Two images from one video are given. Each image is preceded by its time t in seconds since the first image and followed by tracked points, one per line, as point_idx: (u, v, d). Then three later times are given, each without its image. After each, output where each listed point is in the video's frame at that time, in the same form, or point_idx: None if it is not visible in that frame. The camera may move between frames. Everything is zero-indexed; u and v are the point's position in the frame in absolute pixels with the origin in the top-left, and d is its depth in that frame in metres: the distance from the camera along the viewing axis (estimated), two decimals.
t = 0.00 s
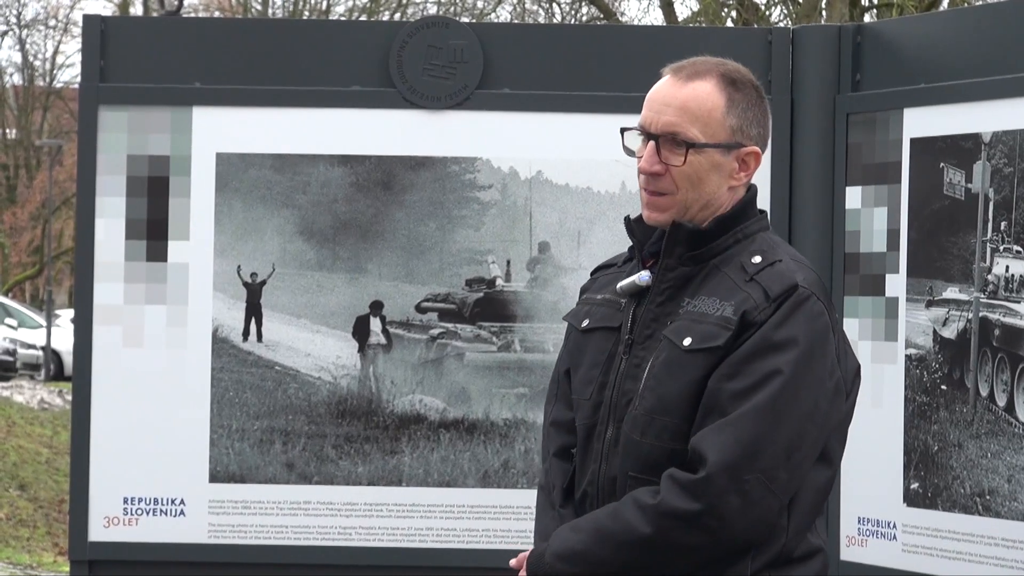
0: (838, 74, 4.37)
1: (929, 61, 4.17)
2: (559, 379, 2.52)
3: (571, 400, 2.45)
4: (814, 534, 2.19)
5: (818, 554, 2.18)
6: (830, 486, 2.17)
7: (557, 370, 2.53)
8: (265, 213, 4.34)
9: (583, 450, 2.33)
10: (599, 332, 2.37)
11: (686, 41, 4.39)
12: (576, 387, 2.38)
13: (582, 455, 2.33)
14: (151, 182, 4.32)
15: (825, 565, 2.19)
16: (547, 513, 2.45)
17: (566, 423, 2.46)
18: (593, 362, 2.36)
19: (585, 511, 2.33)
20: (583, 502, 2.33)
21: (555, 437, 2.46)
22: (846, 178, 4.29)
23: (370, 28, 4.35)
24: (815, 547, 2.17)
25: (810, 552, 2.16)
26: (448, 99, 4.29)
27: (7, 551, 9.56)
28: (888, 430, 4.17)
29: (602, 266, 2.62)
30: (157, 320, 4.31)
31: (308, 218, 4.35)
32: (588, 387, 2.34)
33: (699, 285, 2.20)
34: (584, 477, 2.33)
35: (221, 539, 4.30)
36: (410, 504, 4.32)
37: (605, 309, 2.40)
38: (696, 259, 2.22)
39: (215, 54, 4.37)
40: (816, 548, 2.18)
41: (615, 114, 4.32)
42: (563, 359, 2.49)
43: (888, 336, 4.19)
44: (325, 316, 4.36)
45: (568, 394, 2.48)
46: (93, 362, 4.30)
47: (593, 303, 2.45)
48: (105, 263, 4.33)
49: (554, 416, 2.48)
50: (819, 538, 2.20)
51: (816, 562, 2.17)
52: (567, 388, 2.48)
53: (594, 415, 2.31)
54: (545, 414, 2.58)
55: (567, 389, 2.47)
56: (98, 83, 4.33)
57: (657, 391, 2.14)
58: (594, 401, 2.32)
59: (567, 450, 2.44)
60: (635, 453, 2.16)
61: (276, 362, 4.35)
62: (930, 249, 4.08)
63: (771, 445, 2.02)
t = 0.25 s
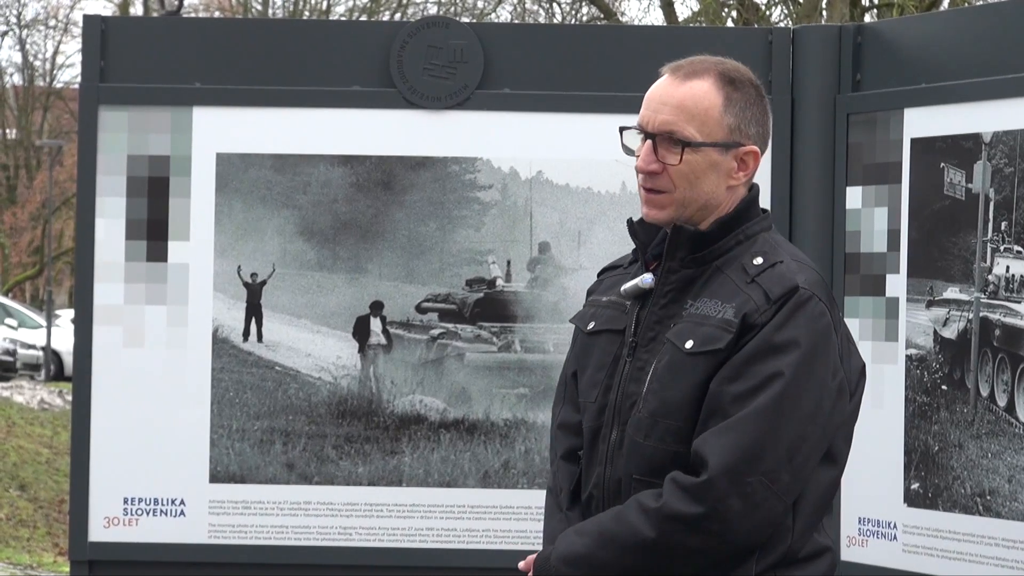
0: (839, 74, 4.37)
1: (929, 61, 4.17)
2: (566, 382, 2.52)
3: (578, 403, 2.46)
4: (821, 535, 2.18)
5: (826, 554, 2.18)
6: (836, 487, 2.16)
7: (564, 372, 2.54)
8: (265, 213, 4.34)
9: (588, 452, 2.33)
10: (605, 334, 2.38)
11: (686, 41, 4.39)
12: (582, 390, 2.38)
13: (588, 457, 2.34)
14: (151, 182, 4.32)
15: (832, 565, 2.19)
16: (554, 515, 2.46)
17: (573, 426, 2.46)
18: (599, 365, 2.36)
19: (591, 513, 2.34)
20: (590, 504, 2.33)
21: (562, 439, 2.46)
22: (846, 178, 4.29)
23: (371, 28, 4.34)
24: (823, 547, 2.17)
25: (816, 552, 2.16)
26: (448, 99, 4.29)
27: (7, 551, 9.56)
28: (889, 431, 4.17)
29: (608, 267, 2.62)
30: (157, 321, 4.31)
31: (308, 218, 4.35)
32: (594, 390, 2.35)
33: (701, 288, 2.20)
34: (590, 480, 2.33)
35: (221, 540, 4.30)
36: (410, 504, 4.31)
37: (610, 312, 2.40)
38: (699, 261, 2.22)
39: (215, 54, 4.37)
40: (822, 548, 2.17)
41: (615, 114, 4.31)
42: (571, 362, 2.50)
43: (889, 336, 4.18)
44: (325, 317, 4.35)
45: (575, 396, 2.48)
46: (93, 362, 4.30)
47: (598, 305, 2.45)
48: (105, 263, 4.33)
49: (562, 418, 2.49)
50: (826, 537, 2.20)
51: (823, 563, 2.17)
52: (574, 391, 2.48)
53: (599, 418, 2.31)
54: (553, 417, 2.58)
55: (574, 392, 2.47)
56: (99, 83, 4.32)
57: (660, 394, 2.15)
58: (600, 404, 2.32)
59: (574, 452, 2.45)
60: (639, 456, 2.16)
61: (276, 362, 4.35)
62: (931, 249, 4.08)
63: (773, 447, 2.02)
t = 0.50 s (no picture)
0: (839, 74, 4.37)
1: (929, 61, 4.17)
2: (575, 381, 2.53)
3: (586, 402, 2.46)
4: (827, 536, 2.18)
5: (833, 555, 2.17)
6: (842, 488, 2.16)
7: (573, 372, 2.54)
8: (265, 213, 4.34)
9: (595, 452, 2.34)
10: (613, 334, 2.38)
11: (686, 41, 4.38)
12: (590, 389, 2.39)
13: (594, 457, 2.34)
14: (151, 182, 4.32)
15: (839, 566, 2.18)
16: (561, 515, 2.46)
17: (580, 426, 2.46)
18: (607, 365, 2.36)
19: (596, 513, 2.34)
20: (596, 504, 2.34)
21: (570, 439, 2.46)
22: (847, 178, 4.28)
23: (370, 28, 4.34)
24: (830, 548, 2.16)
25: (822, 554, 2.15)
26: (448, 99, 4.29)
27: (7, 551, 9.56)
28: (889, 431, 4.17)
29: (618, 267, 2.62)
30: (157, 321, 4.31)
31: (308, 218, 4.35)
32: (601, 390, 2.35)
33: (709, 288, 2.20)
34: (596, 480, 2.33)
35: (221, 540, 4.30)
36: (410, 504, 4.31)
37: (619, 312, 2.40)
38: (707, 262, 2.22)
39: (216, 54, 4.37)
40: (828, 551, 2.17)
41: (615, 114, 4.31)
42: (579, 362, 2.50)
43: (889, 336, 4.18)
44: (325, 317, 4.35)
45: (583, 396, 2.48)
46: (94, 362, 4.30)
47: (607, 305, 2.45)
48: (106, 263, 4.33)
49: (569, 418, 2.49)
50: (832, 539, 2.19)
51: (830, 564, 2.16)
52: (583, 390, 2.48)
53: (606, 418, 2.32)
54: (561, 417, 2.58)
55: (583, 391, 2.48)
56: (99, 83, 4.32)
57: (667, 394, 2.15)
58: (607, 404, 2.32)
59: (581, 452, 2.45)
60: (645, 456, 2.17)
61: (276, 362, 4.35)
62: (931, 249, 4.07)
63: (777, 448, 2.02)
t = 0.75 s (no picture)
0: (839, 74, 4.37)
1: (929, 61, 4.17)
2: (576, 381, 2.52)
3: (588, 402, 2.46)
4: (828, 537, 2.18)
5: (834, 556, 2.17)
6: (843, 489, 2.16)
7: (575, 372, 2.54)
8: (265, 213, 4.34)
9: (596, 452, 2.34)
10: (615, 334, 2.38)
11: (687, 41, 4.39)
12: (592, 389, 2.39)
13: (596, 457, 2.34)
14: (151, 182, 4.32)
15: (839, 567, 2.18)
16: (562, 515, 2.46)
17: (582, 426, 2.46)
18: (609, 365, 2.36)
19: (598, 514, 2.34)
20: (597, 505, 2.34)
21: (572, 439, 2.46)
22: (847, 178, 4.28)
23: (371, 28, 4.34)
24: (830, 549, 2.17)
25: (823, 555, 2.15)
26: (448, 99, 4.29)
27: (7, 551, 9.56)
28: (889, 431, 4.17)
29: (620, 267, 2.62)
30: (157, 321, 4.31)
31: (308, 218, 4.35)
32: (603, 390, 2.35)
33: (711, 289, 2.20)
34: (597, 480, 2.33)
35: (221, 540, 4.30)
36: (410, 504, 4.31)
37: (621, 312, 2.40)
38: (709, 263, 2.22)
39: (216, 54, 4.37)
40: (829, 551, 2.17)
41: (615, 114, 4.31)
42: (581, 361, 2.50)
43: (889, 336, 4.18)
44: (325, 317, 4.35)
45: (585, 396, 2.48)
46: (94, 362, 4.30)
47: (609, 305, 2.45)
48: (106, 263, 4.32)
49: (571, 417, 2.49)
50: (832, 540, 2.20)
51: (830, 565, 2.16)
52: (584, 390, 2.48)
53: (608, 418, 2.32)
54: (563, 416, 2.58)
55: (584, 391, 2.48)
56: (99, 83, 4.32)
57: (668, 395, 2.15)
58: (609, 404, 2.32)
59: (582, 452, 2.45)
60: (646, 457, 2.17)
61: (277, 362, 4.35)
62: (931, 249, 4.08)
63: (779, 450, 2.02)
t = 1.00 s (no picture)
0: (839, 74, 4.36)
1: (929, 61, 4.17)
2: (576, 381, 2.52)
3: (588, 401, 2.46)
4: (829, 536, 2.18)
5: (835, 555, 2.17)
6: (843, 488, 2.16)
7: (574, 372, 2.53)
8: (265, 212, 4.34)
9: (596, 453, 2.34)
10: (614, 334, 2.38)
11: (686, 40, 4.39)
12: (591, 390, 2.39)
13: (596, 458, 2.34)
14: (151, 181, 4.32)
15: (840, 566, 2.18)
16: (562, 515, 2.46)
17: (581, 426, 2.46)
18: (608, 366, 2.36)
19: (598, 514, 2.34)
20: (597, 506, 2.34)
21: (571, 439, 2.46)
22: (847, 177, 4.28)
23: (370, 27, 4.34)
24: (831, 548, 2.17)
25: (824, 554, 2.16)
26: (448, 98, 4.29)
27: (7, 550, 9.56)
28: (889, 431, 4.17)
29: (618, 266, 2.62)
30: (157, 320, 4.31)
31: (308, 217, 4.35)
32: (603, 391, 2.35)
33: (710, 290, 2.20)
34: (597, 481, 2.34)
35: (221, 539, 4.30)
36: (410, 503, 4.31)
37: (620, 312, 2.40)
38: (707, 263, 2.22)
39: (215, 53, 4.37)
40: (831, 550, 2.17)
41: (615, 114, 4.31)
42: (580, 362, 2.50)
43: (889, 335, 4.18)
44: (325, 316, 4.35)
45: (584, 396, 2.48)
46: (93, 361, 4.30)
47: (608, 305, 2.45)
48: (105, 263, 4.32)
49: (571, 417, 2.49)
50: (834, 539, 2.20)
51: (831, 564, 2.16)
52: (584, 390, 2.48)
53: (607, 419, 2.32)
54: (563, 416, 2.58)
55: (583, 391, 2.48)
56: (98, 82, 4.32)
57: (667, 397, 2.14)
58: (608, 405, 2.32)
59: (583, 452, 2.45)
60: (646, 458, 2.17)
61: (276, 362, 4.35)
62: (931, 248, 4.07)
63: (779, 451, 2.02)
